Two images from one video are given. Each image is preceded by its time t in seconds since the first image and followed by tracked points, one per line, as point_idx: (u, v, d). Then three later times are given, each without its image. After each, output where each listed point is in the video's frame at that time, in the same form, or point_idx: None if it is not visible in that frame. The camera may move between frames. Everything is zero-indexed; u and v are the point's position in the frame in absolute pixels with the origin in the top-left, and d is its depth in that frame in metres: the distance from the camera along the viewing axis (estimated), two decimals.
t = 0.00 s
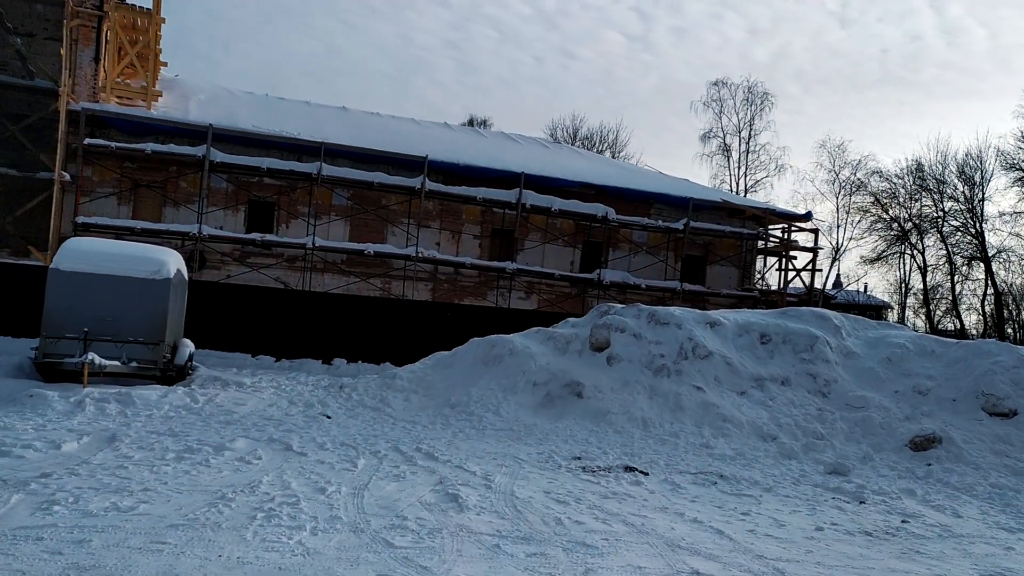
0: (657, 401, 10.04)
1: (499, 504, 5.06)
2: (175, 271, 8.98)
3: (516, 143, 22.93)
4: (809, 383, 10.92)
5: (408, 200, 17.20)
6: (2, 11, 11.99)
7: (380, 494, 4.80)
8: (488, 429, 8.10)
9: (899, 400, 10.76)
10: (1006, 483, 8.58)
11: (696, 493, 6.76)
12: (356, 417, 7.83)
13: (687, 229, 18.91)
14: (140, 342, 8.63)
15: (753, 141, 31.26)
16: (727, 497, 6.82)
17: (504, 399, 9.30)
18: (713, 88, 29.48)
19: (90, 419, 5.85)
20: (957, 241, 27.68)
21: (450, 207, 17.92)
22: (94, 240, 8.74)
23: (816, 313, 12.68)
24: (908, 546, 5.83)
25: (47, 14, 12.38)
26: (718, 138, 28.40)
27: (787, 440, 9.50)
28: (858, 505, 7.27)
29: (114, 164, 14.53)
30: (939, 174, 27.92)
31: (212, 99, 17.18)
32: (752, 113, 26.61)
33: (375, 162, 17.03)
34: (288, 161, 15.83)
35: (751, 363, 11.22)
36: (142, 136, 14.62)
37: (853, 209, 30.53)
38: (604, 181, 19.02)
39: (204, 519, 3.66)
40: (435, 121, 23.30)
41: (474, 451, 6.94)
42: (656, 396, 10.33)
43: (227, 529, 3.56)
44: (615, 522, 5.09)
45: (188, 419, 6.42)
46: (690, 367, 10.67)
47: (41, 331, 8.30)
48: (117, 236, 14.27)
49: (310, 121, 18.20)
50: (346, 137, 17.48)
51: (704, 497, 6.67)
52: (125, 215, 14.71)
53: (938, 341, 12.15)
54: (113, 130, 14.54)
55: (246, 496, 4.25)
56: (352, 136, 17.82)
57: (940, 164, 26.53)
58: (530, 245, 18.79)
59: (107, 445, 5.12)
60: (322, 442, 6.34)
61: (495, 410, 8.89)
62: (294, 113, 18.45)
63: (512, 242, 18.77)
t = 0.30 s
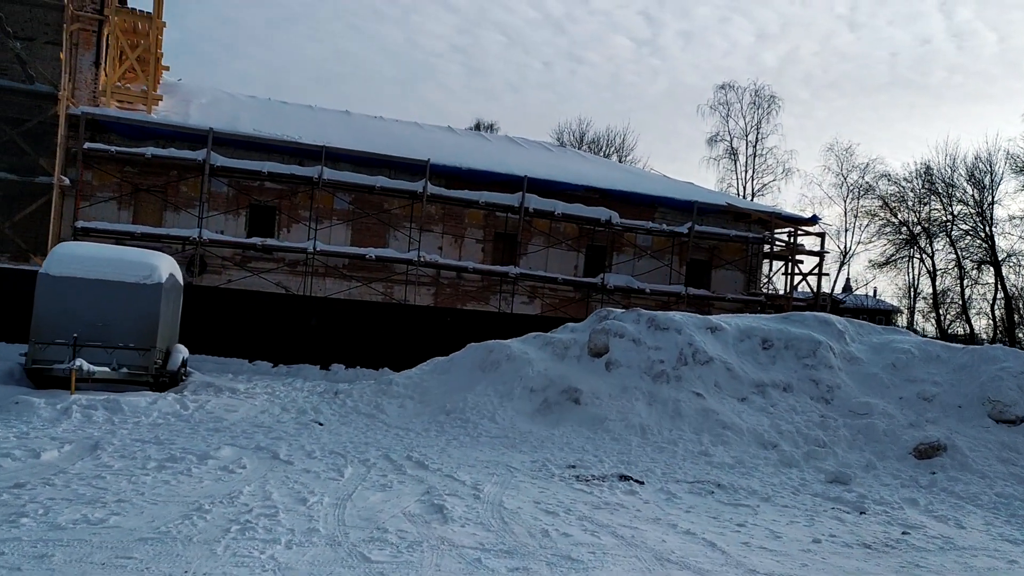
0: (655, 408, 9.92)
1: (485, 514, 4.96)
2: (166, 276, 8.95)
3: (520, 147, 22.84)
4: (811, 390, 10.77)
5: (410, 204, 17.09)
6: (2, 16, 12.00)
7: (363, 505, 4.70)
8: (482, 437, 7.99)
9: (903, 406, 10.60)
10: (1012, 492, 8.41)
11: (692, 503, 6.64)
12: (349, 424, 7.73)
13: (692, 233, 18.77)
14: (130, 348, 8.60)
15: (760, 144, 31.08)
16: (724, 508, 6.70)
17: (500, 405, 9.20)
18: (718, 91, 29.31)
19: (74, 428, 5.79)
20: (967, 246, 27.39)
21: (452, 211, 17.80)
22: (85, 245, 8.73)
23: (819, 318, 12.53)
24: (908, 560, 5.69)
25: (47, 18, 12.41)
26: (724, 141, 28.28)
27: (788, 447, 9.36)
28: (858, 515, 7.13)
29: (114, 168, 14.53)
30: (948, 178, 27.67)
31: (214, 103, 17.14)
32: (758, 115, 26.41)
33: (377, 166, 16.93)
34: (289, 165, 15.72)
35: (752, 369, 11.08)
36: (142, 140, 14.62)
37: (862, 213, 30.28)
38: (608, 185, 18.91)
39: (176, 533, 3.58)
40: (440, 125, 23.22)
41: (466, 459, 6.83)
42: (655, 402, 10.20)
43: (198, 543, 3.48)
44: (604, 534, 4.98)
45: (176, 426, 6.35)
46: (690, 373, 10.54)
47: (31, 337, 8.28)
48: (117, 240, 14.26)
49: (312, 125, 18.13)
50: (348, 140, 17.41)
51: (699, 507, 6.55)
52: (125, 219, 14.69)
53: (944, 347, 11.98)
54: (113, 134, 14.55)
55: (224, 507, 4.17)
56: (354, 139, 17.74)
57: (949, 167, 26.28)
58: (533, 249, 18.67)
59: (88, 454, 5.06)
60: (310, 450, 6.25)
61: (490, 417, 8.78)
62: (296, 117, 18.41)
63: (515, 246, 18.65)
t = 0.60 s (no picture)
0: (653, 412, 9.79)
1: (471, 523, 4.83)
2: (155, 278, 8.89)
3: (521, 149, 22.74)
4: (812, 394, 10.61)
5: (410, 206, 16.99)
6: None
7: (344, 512, 4.58)
8: (475, 442, 7.87)
9: (907, 411, 10.43)
10: (1017, 499, 8.23)
11: (686, 511, 6.51)
12: (340, 428, 7.63)
13: (694, 235, 18.61)
14: (118, 351, 8.52)
15: (764, 147, 30.92)
16: (719, 516, 6.56)
17: (494, 409, 9.08)
18: (723, 94, 29.19)
19: (56, 432, 5.72)
20: (974, 249, 27.13)
21: (452, 213, 17.68)
22: (73, 247, 8.69)
23: (821, 321, 12.37)
24: (907, 570, 5.53)
25: (44, 19, 12.40)
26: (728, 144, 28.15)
27: (788, 453, 9.21)
28: (857, 523, 6.98)
29: (111, 170, 14.51)
30: (955, 180, 27.47)
31: (213, 105, 17.11)
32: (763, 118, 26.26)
33: (376, 168, 16.83)
34: (287, 167, 15.63)
35: (752, 373, 10.93)
36: (140, 142, 14.60)
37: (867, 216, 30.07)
38: (610, 187, 18.78)
39: (142, 543, 3.48)
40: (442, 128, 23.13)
41: (456, 465, 6.72)
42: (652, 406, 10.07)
43: (164, 554, 3.37)
44: (591, 543, 4.85)
45: (161, 430, 6.27)
46: (688, 376, 10.41)
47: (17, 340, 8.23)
48: (114, 243, 14.21)
49: (311, 127, 18.05)
50: (348, 143, 17.32)
51: (694, 515, 6.41)
52: (122, 221, 14.65)
53: (949, 350, 11.79)
54: (111, 136, 14.54)
55: (198, 515, 4.07)
56: (354, 142, 17.64)
57: (956, 169, 26.07)
58: (534, 252, 18.55)
59: (65, 460, 4.99)
60: (297, 455, 6.15)
61: (484, 421, 8.67)
62: (296, 119, 18.35)
63: (516, 249, 18.52)
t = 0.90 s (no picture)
0: (650, 419, 9.64)
1: (455, 535, 4.70)
2: (143, 281, 8.81)
3: (522, 152, 22.61)
4: (814, 400, 10.44)
5: (409, 209, 16.87)
6: None
7: (323, 525, 4.46)
8: (467, 449, 7.74)
9: (910, 417, 10.25)
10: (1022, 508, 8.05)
11: (680, 522, 6.36)
12: (330, 435, 7.50)
13: (696, 238, 18.47)
14: (104, 357, 8.46)
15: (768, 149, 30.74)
16: (715, 527, 6.40)
17: (488, 415, 8.95)
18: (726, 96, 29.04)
19: (35, 440, 5.62)
20: (980, 252, 26.88)
21: (452, 216, 17.54)
22: (60, 249, 8.63)
23: (823, 325, 12.20)
24: None
25: (40, 21, 12.35)
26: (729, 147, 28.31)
27: (788, 460, 9.05)
28: (857, 535, 6.82)
29: (107, 173, 14.47)
30: (961, 183, 27.26)
31: (211, 108, 17.04)
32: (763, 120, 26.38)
33: (375, 170, 16.72)
34: (285, 170, 15.52)
35: (753, 378, 10.76)
36: (137, 145, 14.55)
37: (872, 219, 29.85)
38: (611, 189, 18.65)
39: (104, 560, 3.37)
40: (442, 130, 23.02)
41: (445, 473, 6.58)
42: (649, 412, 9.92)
43: (126, 572, 3.26)
44: (578, 557, 4.70)
45: (144, 438, 6.16)
46: (686, 382, 10.26)
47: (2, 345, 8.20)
48: (110, 246, 14.14)
49: (309, 129, 17.93)
50: (346, 145, 17.21)
51: (688, 526, 6.25)
52: (119, 225, 14.58)
53: (953, 355, 11.60)
54: (108, 139, 14.50)
55: (167, 529, 3.95)
56: (352, 144, 17.53)
57: (961, 172, 25.85)
58: (534, 255, 18.40)
59: (40, 470, 4.88)
60: (282, 463, 6.03)
61: (477, 428, 8.54)
62: (294, 121, 18.26)
63: (516, 252, 18.38)
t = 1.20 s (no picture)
0: (648, 423, 9.49)
1: (438, 544, 4.57)
2: (130, 284, 8.81)
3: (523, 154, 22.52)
4: (815, 404, 10.28)
5: (409, 211, 16.77)
6: None
7: (301, 533, 4.34)
8: (459, 454, 7.61)
9: (914, 421, 10.08)
10: None
11: (675, 529, 6.22)
12: (320, 440, 7.40)
13: (699, 241, 18.33)
14: (91, 360, 8.43)
15: (772, 151, 30.56)
16: (710, 535, 6.25)
17: (482, 420, 8.83)
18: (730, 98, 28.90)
19: (15, 445, 5.53)
20: (987, 255, 26.62)
21: (452, 218, 17.43)
22: (46, 252, 8.60)
23: (825, 328, 12.04)
24: None
25: (37, 23, 12.30)
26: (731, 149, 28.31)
27: (788, 466, 8.89)
28: (857, 544, 6.66)
29: (104, 175, 14.43)
30: (967, 185, 27.02)
31: (210, 110, 17.00)
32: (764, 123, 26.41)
33: (375, 173, 16.64)
34: (283, 172, 15.45)
35: (753, 382, 10.60)
36: (134, 147, 14.51)
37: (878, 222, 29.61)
38: (612, 191, 18.52)
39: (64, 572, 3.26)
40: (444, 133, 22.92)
41: (435, 479, 6.46)
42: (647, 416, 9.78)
43: None
44: (565, 567, 4.56)
45: (127, 443, 6.06)
46: (685, 385, 10.11)
47: None
48: (107, 249, 14.10)
49: (309, 131, 17.85)
50: (345, 147, 17.13)
51: (683, 535, 6.11)
52: (116, 227, 14.53)
53: (959, 358, 11.42)
54: (105, 141, 14.46)
55: (137, 538, 3.84)
56: (352, 146, 17.44)
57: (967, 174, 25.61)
58: (535, 257, 18.29)
59: (16, 476, 4.79)
60: (267, 469, 5.91)
61: (470, 432, 8.41)
62: (294, 124, 18.19)
63: (517, 255, 18.26)
